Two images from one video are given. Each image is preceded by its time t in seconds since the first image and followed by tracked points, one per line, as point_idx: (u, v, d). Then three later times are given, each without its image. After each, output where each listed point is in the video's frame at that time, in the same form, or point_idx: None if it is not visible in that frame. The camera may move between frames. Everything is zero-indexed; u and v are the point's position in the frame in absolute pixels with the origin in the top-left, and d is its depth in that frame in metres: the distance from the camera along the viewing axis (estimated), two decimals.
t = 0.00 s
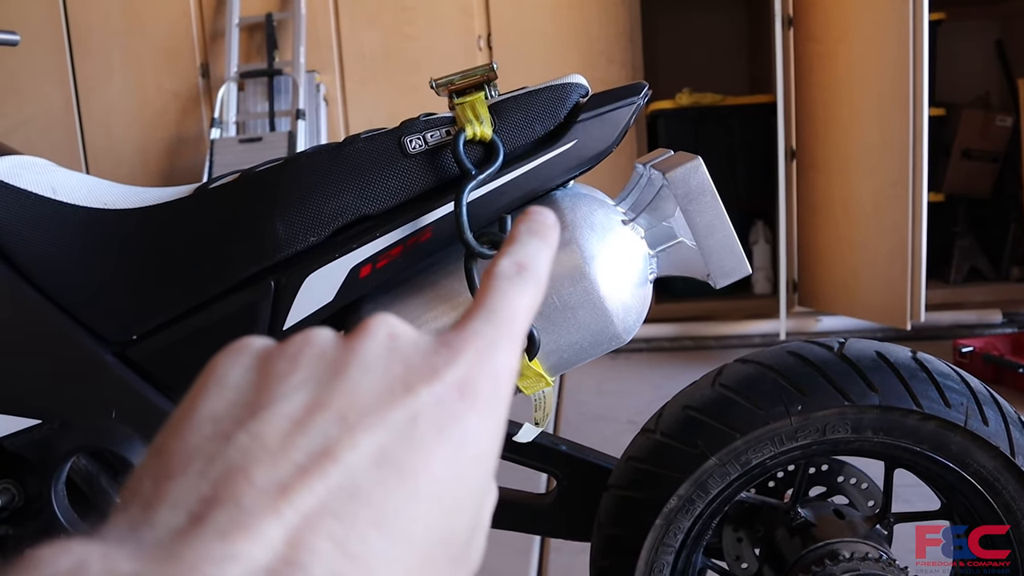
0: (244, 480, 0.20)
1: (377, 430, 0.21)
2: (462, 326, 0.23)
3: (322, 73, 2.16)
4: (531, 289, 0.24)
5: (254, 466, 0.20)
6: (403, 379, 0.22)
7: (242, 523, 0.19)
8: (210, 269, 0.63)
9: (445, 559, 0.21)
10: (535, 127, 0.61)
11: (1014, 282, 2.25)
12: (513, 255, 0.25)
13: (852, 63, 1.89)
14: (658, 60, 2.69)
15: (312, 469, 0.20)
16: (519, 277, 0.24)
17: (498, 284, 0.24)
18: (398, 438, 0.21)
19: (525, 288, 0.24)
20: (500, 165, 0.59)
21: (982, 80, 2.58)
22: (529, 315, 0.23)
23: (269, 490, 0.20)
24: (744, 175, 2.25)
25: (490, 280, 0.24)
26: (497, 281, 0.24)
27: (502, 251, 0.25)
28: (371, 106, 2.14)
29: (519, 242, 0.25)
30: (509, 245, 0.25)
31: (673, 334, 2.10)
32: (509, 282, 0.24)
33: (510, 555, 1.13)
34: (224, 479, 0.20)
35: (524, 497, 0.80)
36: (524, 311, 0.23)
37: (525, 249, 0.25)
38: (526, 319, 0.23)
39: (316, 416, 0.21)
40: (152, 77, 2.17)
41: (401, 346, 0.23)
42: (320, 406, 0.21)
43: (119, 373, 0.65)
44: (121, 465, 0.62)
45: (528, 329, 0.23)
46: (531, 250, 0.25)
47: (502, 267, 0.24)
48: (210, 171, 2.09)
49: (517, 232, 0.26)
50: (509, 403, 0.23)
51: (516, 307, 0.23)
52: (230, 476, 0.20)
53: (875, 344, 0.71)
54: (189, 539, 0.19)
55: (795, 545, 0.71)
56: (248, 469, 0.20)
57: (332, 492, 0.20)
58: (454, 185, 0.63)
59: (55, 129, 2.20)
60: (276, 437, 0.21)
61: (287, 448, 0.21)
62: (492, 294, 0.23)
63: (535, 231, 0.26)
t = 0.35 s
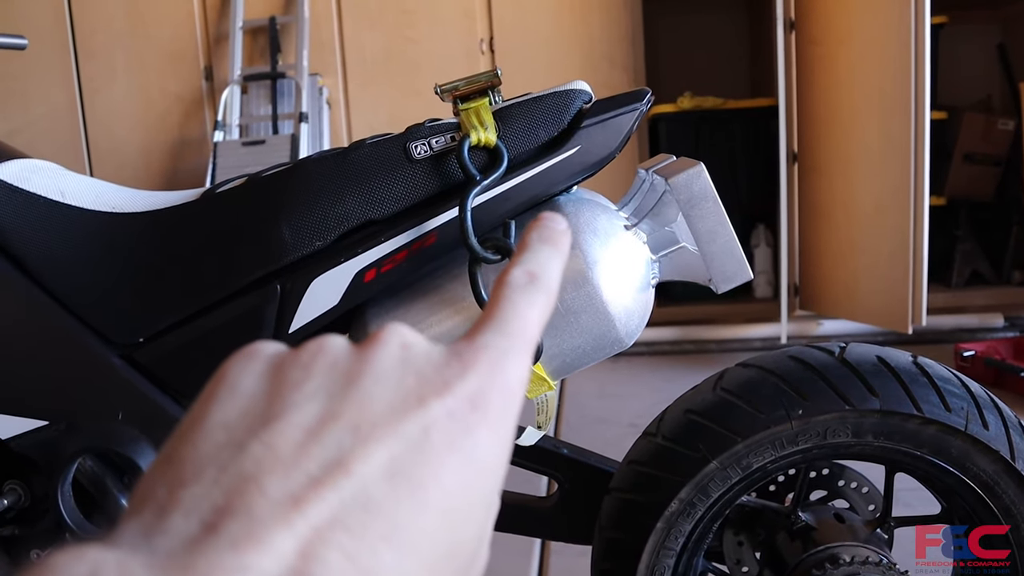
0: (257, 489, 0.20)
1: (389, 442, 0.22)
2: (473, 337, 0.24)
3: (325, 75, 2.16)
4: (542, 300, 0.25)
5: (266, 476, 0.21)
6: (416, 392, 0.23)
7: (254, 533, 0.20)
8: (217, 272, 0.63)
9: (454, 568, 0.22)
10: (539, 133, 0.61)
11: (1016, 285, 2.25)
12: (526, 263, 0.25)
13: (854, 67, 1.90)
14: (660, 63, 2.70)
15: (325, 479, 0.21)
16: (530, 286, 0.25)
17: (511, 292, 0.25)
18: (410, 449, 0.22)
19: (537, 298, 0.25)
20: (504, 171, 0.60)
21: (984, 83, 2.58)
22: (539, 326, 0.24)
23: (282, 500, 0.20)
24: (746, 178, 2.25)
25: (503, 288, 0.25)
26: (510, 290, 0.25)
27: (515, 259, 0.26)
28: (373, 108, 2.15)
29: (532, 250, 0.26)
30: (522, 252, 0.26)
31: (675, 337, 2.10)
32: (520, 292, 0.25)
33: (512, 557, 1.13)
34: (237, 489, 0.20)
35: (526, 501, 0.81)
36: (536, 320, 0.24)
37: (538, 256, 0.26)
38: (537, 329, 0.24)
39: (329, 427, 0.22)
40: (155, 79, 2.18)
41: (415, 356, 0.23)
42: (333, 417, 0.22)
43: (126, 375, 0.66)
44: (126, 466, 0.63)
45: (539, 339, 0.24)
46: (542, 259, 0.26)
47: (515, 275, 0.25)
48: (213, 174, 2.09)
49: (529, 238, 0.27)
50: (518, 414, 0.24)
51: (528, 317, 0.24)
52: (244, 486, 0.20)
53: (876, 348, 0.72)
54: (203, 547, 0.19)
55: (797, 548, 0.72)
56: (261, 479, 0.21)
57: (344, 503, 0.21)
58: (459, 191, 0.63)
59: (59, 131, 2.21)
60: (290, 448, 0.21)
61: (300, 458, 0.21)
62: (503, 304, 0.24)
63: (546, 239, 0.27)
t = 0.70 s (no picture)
0: (245, 488, 0.20)
1: (377, 443, 0.21)
2: (460, 337, 0.23)
3: (325, 80, 2.16)
4: (529, 302, 0.24)
5: (254, 475, 0.20)
6: (403, 392, 0.22)
7: (241, 531, 0.19)
8: (217, 275, 0.63)
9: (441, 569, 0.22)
10: (541, 138, 0.61)
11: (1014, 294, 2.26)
12: (512, 266, 0.25)
13: (854, 75, 1.90)
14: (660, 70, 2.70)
15: (313, 478, 0.21)
16: (518, 289, 0.24)
17: (498, 296, 0.24)
18: (397, 450, 0.21)
19: (521, 300, 0.24)
20: (505, 176, 0.60)
21: (983, 92, 2.59)
22: (527, 328, 0.24)
23: (269, 500, 0.20)
24: (746, 185, 2.25)
25: (490, 290, 0.24)
26: (497, 292, 0.24)
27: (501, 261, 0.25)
28: (374, 113, 2.15)
29: (518, 252, 0.25)
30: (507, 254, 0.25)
31: (673, 343, 2.10)
32: (507, 294, 0.24)
33: (509, 562, 1.13)
34: (226, 487, 0.20)
35: (525, 506, 0.80)
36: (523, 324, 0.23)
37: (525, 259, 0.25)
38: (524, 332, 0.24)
39: (317, 427, 0.21)
40: (156, 83, 2.18)
41: (400, 357, 0.23)
42: (320, 418, 0.21)
43: (123, 378, 0.65)
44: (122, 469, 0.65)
45: (526, 339, 0.23)
46: (530, 262, 0.25)
47: (502, 278, 0.24)
48: (213, 178, 2.09)
49: (516, 240, 0.26)
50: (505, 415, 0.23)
51: (515, 319, 0.23)
52: (231, 485, 0.20)
53: (876, 356, 0.72)
54: (192, 545, 0.19)
55: (797, 555, 0.71)
56: (248, 478, 0.20)
57: (331, 502, 0.20)
58: (460, 195, 0.63)
59: (58, 133, 2.21)
60: (276, 448, 0.21)
61: (288, 457, 0.21)
62: (490, 307, 0.23)
63: (534, 241, 0.26)
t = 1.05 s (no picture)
0: (284, 494, 0.20)
1: (415, 449, 0.21)
2: (497, 339, 0.23)
3: (325, 80, 2.16)
4: (564, 301, 0.23)
5: (293, 481, 0.20)
6: (443, 397, 0.22)
7: (280, 538, 0.19)
8: (220, 274, 0.63)
9: None
10: (545, 138, 0.61)
11: (1013, 296, 2.25)
12: (546, 265, 0.24)
13: (854, 76, 1.90)
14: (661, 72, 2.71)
15: (351, 485, 0.20)
16: (552, 287, 0.24)
17: (532, 295, 0.23)
18: (437, 457, 0.21)
19: (557, 299, 0.23)
20: (509, 175, 0.60)
21: (982, 95, 2.59)
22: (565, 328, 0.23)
23: (308, 505, 0.20)
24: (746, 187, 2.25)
25: (524, 287, 0.24)
26: (530, 290, 0.24)
27: (535, 260, 0.25)
28: (372, 114, 2.15)
29: (550, 250, 0.25)
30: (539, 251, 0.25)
31: (673, 345, 2.10)
32: (541, 293, 0.23)
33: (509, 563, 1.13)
34: (265, 492, 0.20)
35: (527, 507, 0.80)
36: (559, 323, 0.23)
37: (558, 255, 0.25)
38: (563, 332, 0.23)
39: (355, 432, 0.21)
40: (155, 83, 2.18)
41: (439, 360, 0.23)
42: (358, 422, 0.21)
43: (124, 377, 0.65)
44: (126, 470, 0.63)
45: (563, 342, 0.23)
46: (563, 258, 0.25)
47: (536, 277, 0.24)
48: (212, 178, 2.09)
49: (546, 237, 0.26)
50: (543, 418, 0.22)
51: (551, 318, 0.23)
52: (270, 490, 0.20)
53: (879, 357, 0.72)
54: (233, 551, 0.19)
55: (799, 556, 0.71)
56: (287, 483, 0.20)
57: (371, 510, 0.20)
58: (464, 194, 0.63)
59: (57, 133, 2.21)
60: (315, 453, 0.21)
61: (327, 464, 0.21)
62: (527, 308, 0.23)
63: (564, 239, 0.26)
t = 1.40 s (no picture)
0: (230, 505, 0.22)
1: (367, 455, 0.24)
2: (454, 344, 0.26)
3: (329, 80, 2.16)
4: (526, 297, 0.26)
5: (241, 491, 0.22)
6: (396, 402, 0.25)
7: (226, 549, 0.21)
8: (225, 272, 0.63)
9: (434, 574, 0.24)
10: (552, 137, 0.61)
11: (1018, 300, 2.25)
12: (508, 261, 0.27)
13: (858, 80, 1.90)
14: (665, 74, 2.71)
15: (300, 494, 0.23)
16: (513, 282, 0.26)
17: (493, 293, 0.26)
18: (389, 461, 0.24)
19: (519, 297, 0.26)
20: (516, 174, 0.60)
21: (987, 99, 2.59)
22: (521, 325, 0.26)
23: (254, 517, 0.22)
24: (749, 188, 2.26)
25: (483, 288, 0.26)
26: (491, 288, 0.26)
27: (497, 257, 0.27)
28: (376, 114, 2.15)
29: (514, 246, 0.28)
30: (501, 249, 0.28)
31: (676, 347, 2.09)
32: (501, 290, 0.26)
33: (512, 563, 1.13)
34: (213, 503, 0.22)
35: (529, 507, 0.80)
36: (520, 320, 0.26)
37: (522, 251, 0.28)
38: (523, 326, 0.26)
39: (308, 441, 0.24)
40: (159, 82, 2.18)
41: (396, 367, 0.26)
42: (312, 431, 0.24)
43: (129, 375, 0.65)
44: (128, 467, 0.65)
45: (525, 338, 0.26)
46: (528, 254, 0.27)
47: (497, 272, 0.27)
48: (216, 177, 2.09)
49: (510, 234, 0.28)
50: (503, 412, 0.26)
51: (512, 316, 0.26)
52: (218, 501, 0.22)
53: (885, 359, 0.72)
54: (194, 545, 0.21)
55: (803, 558, 0.71)
56: (234, 494, 0.22)
57: (320, 517, 0.22)
58: (471, 194, 0.63)
59: (61, 131, 2.21)
60: (269, 460, 0.23)
61: (278, 473, 0.23)
62: (486, 309, 0.26)
63: (527, 233, 0.28)
